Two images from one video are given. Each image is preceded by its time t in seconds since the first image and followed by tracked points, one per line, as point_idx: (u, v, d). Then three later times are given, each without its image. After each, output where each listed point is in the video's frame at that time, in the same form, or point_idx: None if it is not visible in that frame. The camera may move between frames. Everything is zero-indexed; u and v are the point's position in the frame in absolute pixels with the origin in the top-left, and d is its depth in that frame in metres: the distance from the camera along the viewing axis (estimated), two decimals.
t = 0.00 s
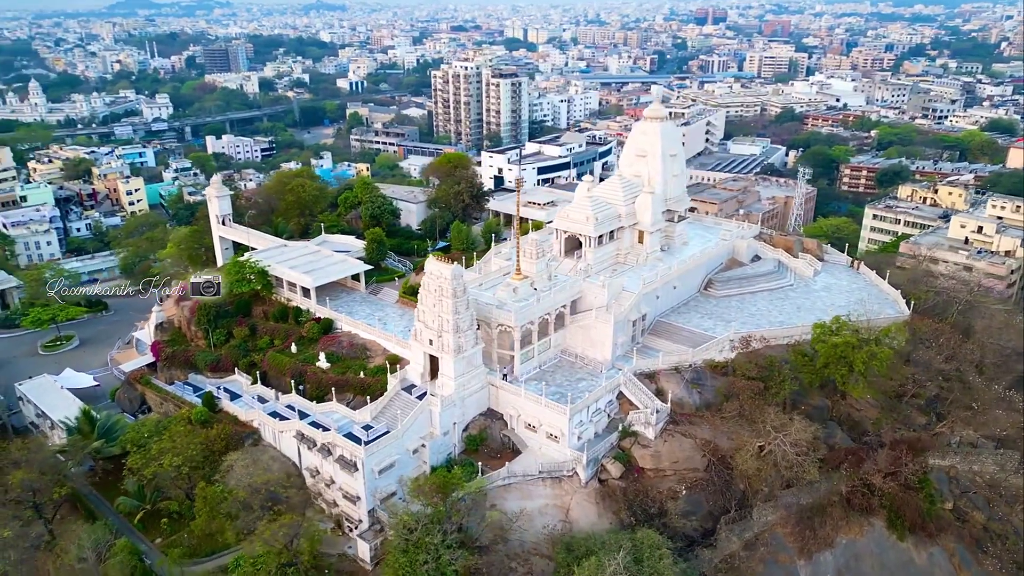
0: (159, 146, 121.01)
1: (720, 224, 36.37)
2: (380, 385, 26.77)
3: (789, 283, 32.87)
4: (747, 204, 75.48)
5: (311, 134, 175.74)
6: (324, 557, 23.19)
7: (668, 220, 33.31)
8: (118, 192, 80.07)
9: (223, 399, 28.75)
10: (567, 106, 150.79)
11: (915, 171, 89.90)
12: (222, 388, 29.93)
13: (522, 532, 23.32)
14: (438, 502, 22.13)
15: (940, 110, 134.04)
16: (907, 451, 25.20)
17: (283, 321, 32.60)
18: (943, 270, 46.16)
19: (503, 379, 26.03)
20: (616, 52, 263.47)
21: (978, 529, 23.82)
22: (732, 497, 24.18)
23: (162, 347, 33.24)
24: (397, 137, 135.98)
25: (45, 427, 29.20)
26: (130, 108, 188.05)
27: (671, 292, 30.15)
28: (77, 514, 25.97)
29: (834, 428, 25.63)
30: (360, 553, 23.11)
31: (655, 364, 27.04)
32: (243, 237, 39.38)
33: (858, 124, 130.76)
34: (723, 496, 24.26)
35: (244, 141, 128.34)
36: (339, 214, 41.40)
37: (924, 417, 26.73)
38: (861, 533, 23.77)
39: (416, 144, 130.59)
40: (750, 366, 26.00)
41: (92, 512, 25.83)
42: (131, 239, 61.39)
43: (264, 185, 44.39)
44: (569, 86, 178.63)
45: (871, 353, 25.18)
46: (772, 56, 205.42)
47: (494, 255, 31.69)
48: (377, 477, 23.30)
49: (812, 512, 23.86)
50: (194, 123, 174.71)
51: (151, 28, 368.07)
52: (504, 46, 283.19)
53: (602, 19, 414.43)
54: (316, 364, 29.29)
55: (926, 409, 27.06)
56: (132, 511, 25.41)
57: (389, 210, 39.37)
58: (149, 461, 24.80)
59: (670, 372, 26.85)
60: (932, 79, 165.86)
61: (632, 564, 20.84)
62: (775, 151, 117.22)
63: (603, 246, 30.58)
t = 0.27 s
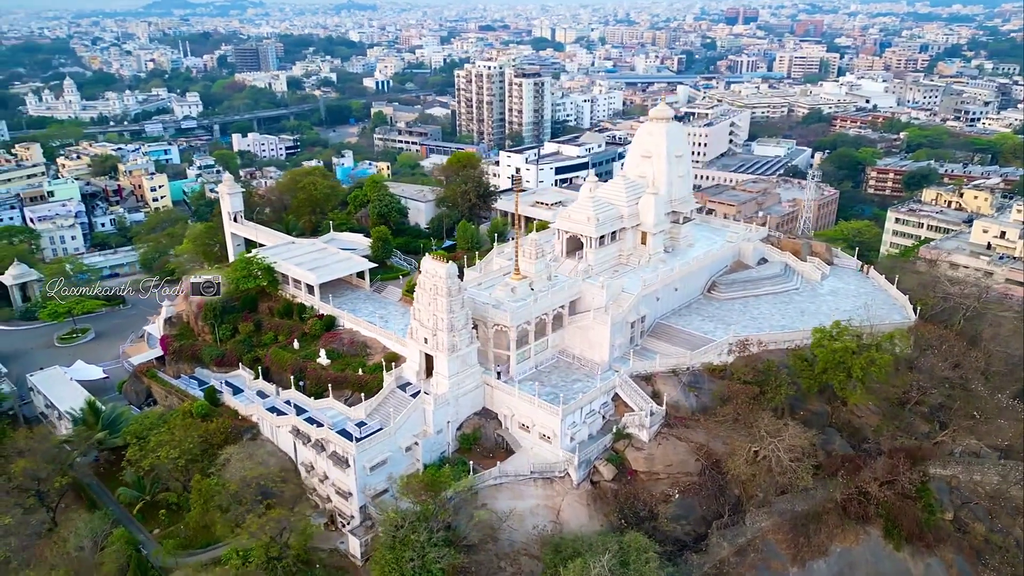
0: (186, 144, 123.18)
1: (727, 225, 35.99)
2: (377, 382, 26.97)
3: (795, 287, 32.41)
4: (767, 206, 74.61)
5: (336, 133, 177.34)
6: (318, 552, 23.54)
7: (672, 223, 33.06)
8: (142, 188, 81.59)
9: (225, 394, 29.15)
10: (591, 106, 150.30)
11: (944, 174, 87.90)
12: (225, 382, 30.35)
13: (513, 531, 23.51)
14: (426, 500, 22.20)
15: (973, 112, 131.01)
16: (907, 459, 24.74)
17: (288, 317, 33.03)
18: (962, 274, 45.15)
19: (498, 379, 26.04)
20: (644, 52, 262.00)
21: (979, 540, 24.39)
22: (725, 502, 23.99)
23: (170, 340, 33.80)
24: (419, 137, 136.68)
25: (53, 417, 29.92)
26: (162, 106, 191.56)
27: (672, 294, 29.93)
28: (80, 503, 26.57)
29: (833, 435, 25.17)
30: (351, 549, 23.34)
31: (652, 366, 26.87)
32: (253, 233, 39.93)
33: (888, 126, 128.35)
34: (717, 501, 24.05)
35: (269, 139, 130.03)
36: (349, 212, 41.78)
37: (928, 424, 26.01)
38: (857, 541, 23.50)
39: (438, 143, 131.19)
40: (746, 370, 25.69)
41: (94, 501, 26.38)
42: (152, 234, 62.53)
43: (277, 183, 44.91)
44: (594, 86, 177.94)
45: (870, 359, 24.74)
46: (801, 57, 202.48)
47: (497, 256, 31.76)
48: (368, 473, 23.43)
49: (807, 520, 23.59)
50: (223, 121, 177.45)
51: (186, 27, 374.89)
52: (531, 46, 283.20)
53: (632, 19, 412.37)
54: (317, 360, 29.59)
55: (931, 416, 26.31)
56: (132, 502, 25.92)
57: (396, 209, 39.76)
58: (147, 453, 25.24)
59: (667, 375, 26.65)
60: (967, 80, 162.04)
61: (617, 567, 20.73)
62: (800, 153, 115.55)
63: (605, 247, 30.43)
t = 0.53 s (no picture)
0: (213, 142, 125.24)
1: (735, 228, 35.61)
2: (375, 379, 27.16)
3: (801, 291, 31.93)
4: (787, 209, 73.60)
5: (362, 132, 178.77)
6: (311, 546, 23.79)
7: (677, 224, 32.77)
8: (167, 184, 83.01)
9: (228, 388, 29.61)
10: (615, 106, 149.57)
11: (974, 177, 85.75)
12: (229, 376, 30.78)
13: (503, 531, 23.54)
14: (415, 497, 22.25)
15: (1009, 115, 127.58)
16: (906, 468, 24.41)
17: (293, 314, 33.40)
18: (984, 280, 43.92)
19: (494, 378, 26.07)
20: (673, 52, 260.00)
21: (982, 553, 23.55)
22: (719, 507, 23.81)
23: (179, 335, 34.41)
24: (442, 136, 137.23)
25: (62, 407, 30.62)
26: (193, 104, 195.05)
27: (673, 296, 29.67)
28: (84, 492, 27.17)
29: (832, 443, 25.02)
30: (343, 545, 23.55)
31: (649, 369, 26.68)
32: (264, 231, 40.44)
33: (918, 128, 125.66)
34: (710, 506, 23.83)
35: (295, 137, 131.56)
36: (359, 211, 42.07)
37: (931, 433, 25.08)
38: (851, 550, 23.42)
39: (461, 142, 131.65)
40: (743, 373, 25.41)
41: (96, 491, 26.98)
42: (173, 230, 63.59)
43: (290, 181, 45.39)
44: (619, 85, 177.02)
45: (869, 365, 24.29)
46: (833, 57, 199.09)
47: (499, 255, 31.79)
48: (360, 470, 23.64)
49: (801, 527, 23.53)
50: (251, 119, 180.05)
51: (220, 28, 381.41)
52: (559, 46, 282.69)
53: (662, 19, 409.47)
54: (318, 357, 29.87)
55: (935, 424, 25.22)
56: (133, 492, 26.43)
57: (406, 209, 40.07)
58: (146, 445, 25.67)
59: (664, 377, 26.45)
60: (1004, 81, 157.84)
61: (602, 570, 20.63)
62: (827, 155, 113.65)
63: (606, 248, 30.33)
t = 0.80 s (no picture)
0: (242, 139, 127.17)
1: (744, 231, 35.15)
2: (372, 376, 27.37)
3: (807, 295, 31.41)
4: (810, 212, 72.42)
5: (389, 130, 179.96)
6: (303, 540, 24.03)
7: (682, 226, 32.45)
8: (193, 181, 84.26)
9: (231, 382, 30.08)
10: (642, 106, 148.52)
11: (1008, 182, 83.32)
12: (234, 371, 31.25)
13: (493, 530, 23.58)
14: (403, 492, 22.38)
15: None
16: (905, 478, 23.83)
17: (298, 310, 33.79)
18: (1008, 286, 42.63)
19: (489, 378, 26.08)
20: (705, 52, 257.31)
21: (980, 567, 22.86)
22: (711, 512, 23.60)
23: (188, 329, 35.05)
24: (468, 135, 137.56)
25: (72, 397, 31.43)
26: (226, 102, 198.37)
27: (674, 298, 29.39)
28: (88, 481, 27.84)
29: (830, 450, 24.67)
30: (333, 540, 23.77)
31: (645, 371, 26.47)
32: (276, 227, 40.95)
33: (954, 130, 122.59)
34: (702, 511, 23.66)
35: (322, 136, 132.95)
36: (370, 208, 42.35)
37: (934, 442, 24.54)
38: (845, 560, 23.10)
39: (486, 142, 131.84)
40: (738, 377, 25.06)
41: (100, 480, 27.63)
42: (194, 225, 64.71)
43: (305, 179, 45.86)
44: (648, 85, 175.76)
45: (865, 372, 23.84)
46: (869, 58, 195.05)
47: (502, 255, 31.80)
48: (352, 465, 23.85)
49: (794, 535, 23.22)
50: (281, 117, 182.45)
51: (256, 27, 387.43)
52: (590, 46, 281.46)
53: (696, 18, 405.41)
54: (319, 353, 30.18)
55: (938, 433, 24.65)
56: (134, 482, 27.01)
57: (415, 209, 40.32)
58: (147, 436, 26.23)
59: (660, 380, 26.22)
60: None
61: (585, 571, 20.54)
62: (857, 157, 111.37)
63: (608, 249, 30.18)
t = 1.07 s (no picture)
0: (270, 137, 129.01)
1: (752, 233, 34.72)
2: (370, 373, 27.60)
3: (814, 299, 30.94)
4: (832, 214, 71.33)
5: (415, 129, 181.08)
6: (296, 533, 24.28)
7: (687, 227, 32.19)
8: (217, 177, 85.39)
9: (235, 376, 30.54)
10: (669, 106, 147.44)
11: None
12: (239, 365, 31.73)
13: (483, 530, 23.63)
14: (392, 489, 22.53)
15: None
16: (903, 488, 23.37)
17: (304, 306, 34.20)
18: None
19: (484, 377, 26.12)
20: (736, 52, 254.56)
21: None
22: (704, 517, 23.40)
23: (198, 323, 35.65)
24: (492, 135, 137.83)
25: (83, 388, 32.23)
26: (257, 101, 201.46)
27: (676, 300, 29.15)
28: (93, 470, 28.51)
29: (828, 456, 24.25)
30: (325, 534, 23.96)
31: (642, 373, 26.30)
32: (288, 224, 41.44)
33: (989, 133, 119.60)
34: (694, 515, 23.42)
35: (348, 134, 134.16)
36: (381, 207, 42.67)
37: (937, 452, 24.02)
38: (838, 569, 22.70)
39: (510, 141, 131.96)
40: (734, 381, 24.75)
41: (105, 470, 28.26)
42: (214, 221, 65.66)
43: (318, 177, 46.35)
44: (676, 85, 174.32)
45: (863, 379, 23.40)
46: (904, 58, 191.06)
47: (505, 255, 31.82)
48: (346, 461, 24.06)
49: (788, 542, 22.83)
50: (310, 116, 184.61)
51: (290, 26, 392.91)
52: (619, 45, 280.08)
53: (729, 18, 401.06)
54: (322, 349, 30.51)
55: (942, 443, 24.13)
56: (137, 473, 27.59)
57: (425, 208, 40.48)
58: (149, 428, 26.80)
59: (657, 383, 26.00)
60: None
61: (569, 572, 20.49)
62: (887, 159, 109.06)
63: (610, 250, 30.05)
